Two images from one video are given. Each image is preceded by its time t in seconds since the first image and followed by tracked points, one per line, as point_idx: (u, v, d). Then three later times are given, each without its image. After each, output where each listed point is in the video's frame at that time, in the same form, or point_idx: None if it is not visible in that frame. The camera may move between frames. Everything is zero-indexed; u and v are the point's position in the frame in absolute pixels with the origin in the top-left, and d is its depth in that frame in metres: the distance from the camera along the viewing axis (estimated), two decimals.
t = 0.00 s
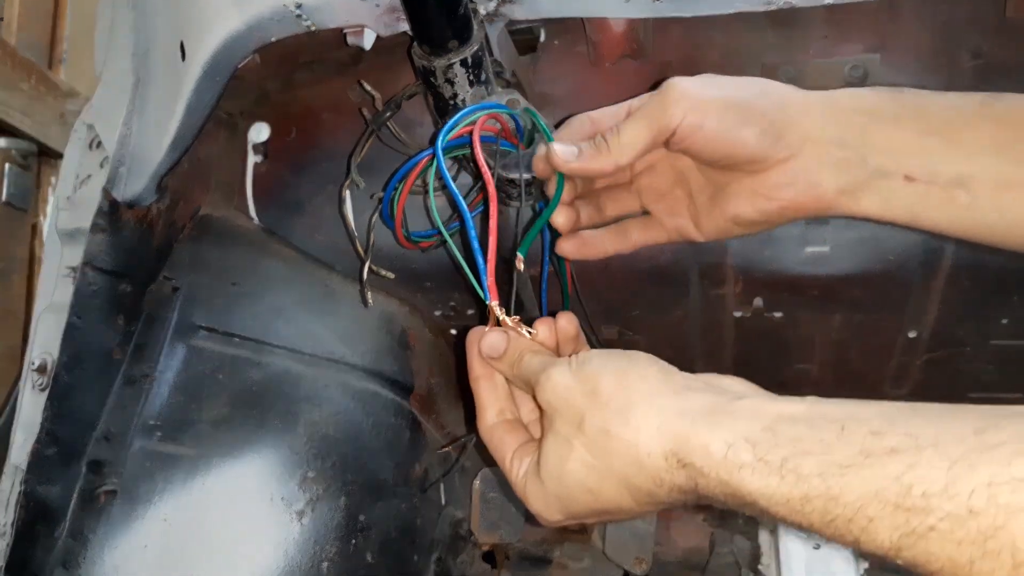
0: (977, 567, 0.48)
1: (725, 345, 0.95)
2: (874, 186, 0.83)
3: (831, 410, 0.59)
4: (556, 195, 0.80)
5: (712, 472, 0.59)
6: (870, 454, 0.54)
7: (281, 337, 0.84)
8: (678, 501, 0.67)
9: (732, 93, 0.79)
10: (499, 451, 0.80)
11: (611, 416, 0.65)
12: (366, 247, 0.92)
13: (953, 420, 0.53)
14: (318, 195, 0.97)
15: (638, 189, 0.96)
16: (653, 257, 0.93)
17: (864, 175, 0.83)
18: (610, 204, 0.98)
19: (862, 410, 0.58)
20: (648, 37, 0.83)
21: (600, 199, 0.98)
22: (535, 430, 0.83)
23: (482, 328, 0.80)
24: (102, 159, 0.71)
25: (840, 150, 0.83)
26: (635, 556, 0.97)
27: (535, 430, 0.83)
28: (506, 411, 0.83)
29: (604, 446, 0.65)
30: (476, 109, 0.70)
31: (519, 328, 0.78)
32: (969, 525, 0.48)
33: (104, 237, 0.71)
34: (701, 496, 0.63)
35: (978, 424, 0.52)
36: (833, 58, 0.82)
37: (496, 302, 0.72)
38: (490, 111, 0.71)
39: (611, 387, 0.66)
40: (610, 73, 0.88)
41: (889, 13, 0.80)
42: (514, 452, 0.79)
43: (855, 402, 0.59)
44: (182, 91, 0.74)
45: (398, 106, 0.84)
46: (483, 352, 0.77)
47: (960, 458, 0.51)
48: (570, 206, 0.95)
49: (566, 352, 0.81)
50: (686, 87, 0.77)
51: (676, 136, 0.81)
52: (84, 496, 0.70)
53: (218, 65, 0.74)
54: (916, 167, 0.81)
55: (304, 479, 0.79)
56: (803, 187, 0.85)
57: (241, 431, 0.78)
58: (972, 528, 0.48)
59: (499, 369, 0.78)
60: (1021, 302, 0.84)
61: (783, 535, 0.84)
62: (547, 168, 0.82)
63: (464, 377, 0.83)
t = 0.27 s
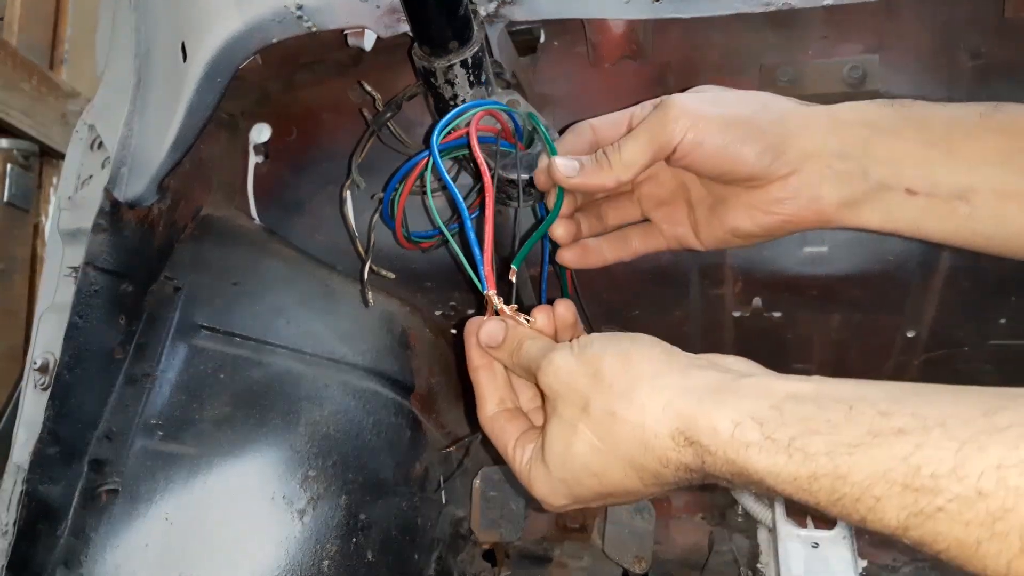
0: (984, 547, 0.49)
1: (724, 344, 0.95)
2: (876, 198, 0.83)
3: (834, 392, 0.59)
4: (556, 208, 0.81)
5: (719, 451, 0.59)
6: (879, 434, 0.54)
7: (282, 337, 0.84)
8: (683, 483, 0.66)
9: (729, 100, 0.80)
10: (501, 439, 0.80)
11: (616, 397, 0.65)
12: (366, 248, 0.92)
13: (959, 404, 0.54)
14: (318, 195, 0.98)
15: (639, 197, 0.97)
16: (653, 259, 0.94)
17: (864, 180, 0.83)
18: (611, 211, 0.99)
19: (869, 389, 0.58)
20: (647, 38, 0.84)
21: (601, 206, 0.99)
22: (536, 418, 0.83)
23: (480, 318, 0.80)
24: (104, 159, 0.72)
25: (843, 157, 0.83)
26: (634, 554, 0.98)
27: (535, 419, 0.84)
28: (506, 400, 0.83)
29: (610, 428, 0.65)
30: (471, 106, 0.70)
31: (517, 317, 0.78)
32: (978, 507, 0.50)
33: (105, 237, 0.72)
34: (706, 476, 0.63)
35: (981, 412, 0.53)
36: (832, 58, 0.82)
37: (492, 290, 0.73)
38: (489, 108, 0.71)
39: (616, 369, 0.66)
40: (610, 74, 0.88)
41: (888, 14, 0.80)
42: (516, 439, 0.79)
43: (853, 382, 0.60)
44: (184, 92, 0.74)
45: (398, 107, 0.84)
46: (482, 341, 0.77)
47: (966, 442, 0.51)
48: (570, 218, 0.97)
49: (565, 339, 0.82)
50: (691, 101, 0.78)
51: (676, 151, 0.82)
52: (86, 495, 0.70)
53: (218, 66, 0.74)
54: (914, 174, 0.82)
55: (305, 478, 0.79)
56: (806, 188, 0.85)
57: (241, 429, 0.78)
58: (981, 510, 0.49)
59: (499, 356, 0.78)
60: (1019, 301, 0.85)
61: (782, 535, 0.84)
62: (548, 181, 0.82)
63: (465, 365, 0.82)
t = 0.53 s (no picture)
0: (993, 532, 0.50)
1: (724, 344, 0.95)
2: (873, 202, 0.82)
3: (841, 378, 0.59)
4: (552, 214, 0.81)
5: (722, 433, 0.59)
6: (888, 418, 0.54)
7: (282, 337, 0.84)
8: (686, 465, 0.67)
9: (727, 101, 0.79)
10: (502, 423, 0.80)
11: (619, 380, 0.64)
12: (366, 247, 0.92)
13: (970, 393, 0.54)
14: (318, 195, 0.98)
15: (635, 199, 0.94)
16: (652, 260, 0.94)
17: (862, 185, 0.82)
18: (607, 214, 0.96)
19: (875, 374, 0.59)
20: (647, 38, 0.84)
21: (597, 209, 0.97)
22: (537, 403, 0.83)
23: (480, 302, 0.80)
24: (104, 159, 0.72)
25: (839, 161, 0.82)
26: (634, 554, 0.98)
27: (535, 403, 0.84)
28: (506, 385, 0.82)
29: (612, 411, 0.65)
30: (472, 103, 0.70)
31: (517, 300, 0.78)
32: (987, 491, 0.50)
33: (105, 237, 0.72)
34: (710, 458, 0.64)
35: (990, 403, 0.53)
36: (832, 58, 0.82)
37: (492, 275, 0.73)
38: (489, 104, 0.71)
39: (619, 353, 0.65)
40: (610, 74, 0.88)
41: (888, 14, 0.80)
42: (518, 422, 0.79)
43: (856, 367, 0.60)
44: (184, 92, 0.74)
45: (398, 107, 0.84)
46: (482, 326, 0.77)
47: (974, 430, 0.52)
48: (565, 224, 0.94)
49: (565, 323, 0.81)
50: (690, 105, 0.78)
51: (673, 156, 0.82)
52: (86, 495, 0.70)
53: (218, 66, 0.73)
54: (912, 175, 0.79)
55: (305, 478, 0.79)
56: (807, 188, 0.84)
57: (241, 429, 0.78)
58: (990, 495, 0.50)
59: (499, 340, 0.78)
60: (1020, 301, 0.84)
61: (782, 534, 0.84)
62: (544, 185, 0.81)
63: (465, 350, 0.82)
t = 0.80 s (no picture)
0: (1003, 526, 0.50)
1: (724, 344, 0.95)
2: (873, 207, 0.83)
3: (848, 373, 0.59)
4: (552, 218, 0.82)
5: (733, 427, 0.59)
6: (898, 412, 0.54)
7: (282, 337, 0.84)
8: (692, 462, 0.66)
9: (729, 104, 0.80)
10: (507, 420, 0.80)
11: (627, 374, 0.64)
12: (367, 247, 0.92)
13: (978, 388, 0.54)
14: (317, 195, 0.98)
15: (636, 204, 0.98)
16: (651, 262, 0.95)
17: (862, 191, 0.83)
18: (608, 218, 0.99)
19: (886, 366, 0.59)
20: (647, 38, 0.84)
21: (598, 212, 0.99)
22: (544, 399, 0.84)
23: (487, 299, 0.80)
24: (104, 159, 0.72)
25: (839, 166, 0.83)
26: (635, 554, 0.98)
27: (541, 400, 0.84)
28: (512, 381, 0.83)
29: (621, 405, 0.65)
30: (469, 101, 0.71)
31: (524, 297, 0.78)
32: (998, 485, 0.50)
33: (105, 237, 0.72)
34: (718, 454, 0.63)
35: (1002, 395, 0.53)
36: (832, 58, 0.82)
37: (497, 271, 0.73)
38: (489, 103, 0.72)
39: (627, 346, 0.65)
40: (610, 73, 0.88)
41: (888, 14, 0.80)
42: (523, 418, 0.79)
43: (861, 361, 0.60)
44: (183, 92, 0.74)
45: (398, 107, 0.84)
46: (489, 321, 0.77)
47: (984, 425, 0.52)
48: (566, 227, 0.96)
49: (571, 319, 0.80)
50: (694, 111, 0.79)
51: (673, 162, 0.83)
52: (86, 495, 0.70)
53: (218, 66, 0.74)
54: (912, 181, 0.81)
55: (305, 478, 0.79)
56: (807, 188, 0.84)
57: (242, 430, 0.78)
58: (1001, 489, 0.50)
59: (505, 336, 0.77)
60: (1020, 301, 0.84)
61: (782, 535, 0.84)
62: (544, 189, 0.82)
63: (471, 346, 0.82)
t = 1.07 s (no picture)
0: (1004, 524, 0.50)
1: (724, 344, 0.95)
2: (875, 204, 0.83)
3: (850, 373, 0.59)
4: (555, 216, 0.81)
5: (736, 426, 0.59)
6: (900, 411, 0.54)
7: (282, 337, 0.84)
8: (698, 463, 0.66)
9: (731, 104, 0.80)
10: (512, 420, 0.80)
11: (633, 374, 0.64)
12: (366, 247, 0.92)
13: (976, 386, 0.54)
14: (317, 195, 0.98)
15: (639, 202, 0.98)
16: (653, 260, 0.94)
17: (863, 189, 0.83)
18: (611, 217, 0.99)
19: (886, 365, 0.58)
20: (647, 38, 0.84)
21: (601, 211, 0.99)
22: (550, 400, 0.84)
23: (493, 300, 0.80)
24: (104, 159, 0.72)
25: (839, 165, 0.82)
26: (635, 554, 0.98)
27: (547, 401, 0.84)
28: (517, 381, 0.83)
29: (626, 406, 0.65)
30: (469, 100, 0.70)
31: (529, 298, 0.78)
32: (999, 483, 0.50)
33: (105, 237, 0.72)
34: (723, 455, 0.63)
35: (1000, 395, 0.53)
36: (832, 58, 0.82)
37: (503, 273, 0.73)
38: (490, 103, 0.72)
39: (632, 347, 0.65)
40: (610, 73, 0.88)
41: (887, 14, 0.80)
42: (528, 419, 0.79)
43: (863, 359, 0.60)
44: (184, 92, 0.74)
45: (398, 107, 0.84)
46: (494, 322, 0.77)
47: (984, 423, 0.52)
48: (569, 225, 0.96)
49: (576, 320, 0.81)
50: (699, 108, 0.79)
51: (676, 159, 0.83)
52: (86, 495, 0.70)
53: (218, 65, 0.74)
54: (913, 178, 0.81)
55: (305, 478, 0.79)
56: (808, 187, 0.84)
57: (242, 430, 0.78)
58: (1002, 487, 0.50)
59: (510, 336, 0.77)
60: (1020, 301, 0.84)
61: (782, 534, 0.84)
62: (547, 188, 0.81)
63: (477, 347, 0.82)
